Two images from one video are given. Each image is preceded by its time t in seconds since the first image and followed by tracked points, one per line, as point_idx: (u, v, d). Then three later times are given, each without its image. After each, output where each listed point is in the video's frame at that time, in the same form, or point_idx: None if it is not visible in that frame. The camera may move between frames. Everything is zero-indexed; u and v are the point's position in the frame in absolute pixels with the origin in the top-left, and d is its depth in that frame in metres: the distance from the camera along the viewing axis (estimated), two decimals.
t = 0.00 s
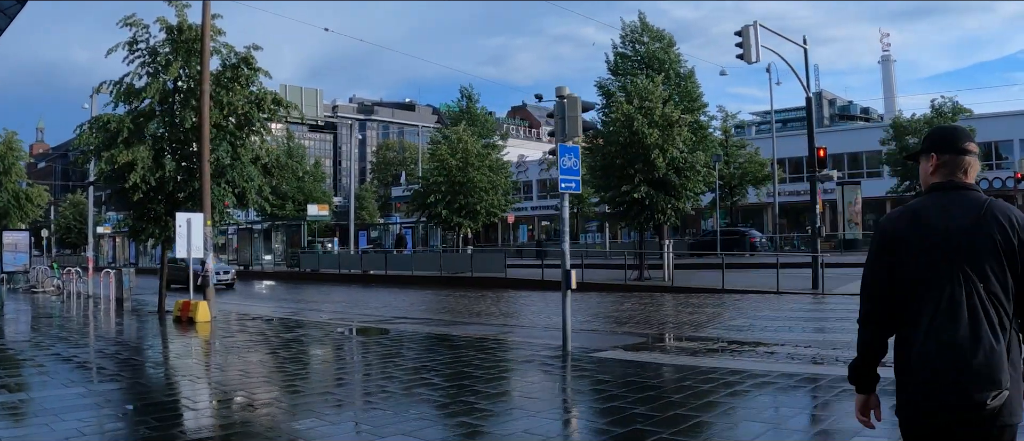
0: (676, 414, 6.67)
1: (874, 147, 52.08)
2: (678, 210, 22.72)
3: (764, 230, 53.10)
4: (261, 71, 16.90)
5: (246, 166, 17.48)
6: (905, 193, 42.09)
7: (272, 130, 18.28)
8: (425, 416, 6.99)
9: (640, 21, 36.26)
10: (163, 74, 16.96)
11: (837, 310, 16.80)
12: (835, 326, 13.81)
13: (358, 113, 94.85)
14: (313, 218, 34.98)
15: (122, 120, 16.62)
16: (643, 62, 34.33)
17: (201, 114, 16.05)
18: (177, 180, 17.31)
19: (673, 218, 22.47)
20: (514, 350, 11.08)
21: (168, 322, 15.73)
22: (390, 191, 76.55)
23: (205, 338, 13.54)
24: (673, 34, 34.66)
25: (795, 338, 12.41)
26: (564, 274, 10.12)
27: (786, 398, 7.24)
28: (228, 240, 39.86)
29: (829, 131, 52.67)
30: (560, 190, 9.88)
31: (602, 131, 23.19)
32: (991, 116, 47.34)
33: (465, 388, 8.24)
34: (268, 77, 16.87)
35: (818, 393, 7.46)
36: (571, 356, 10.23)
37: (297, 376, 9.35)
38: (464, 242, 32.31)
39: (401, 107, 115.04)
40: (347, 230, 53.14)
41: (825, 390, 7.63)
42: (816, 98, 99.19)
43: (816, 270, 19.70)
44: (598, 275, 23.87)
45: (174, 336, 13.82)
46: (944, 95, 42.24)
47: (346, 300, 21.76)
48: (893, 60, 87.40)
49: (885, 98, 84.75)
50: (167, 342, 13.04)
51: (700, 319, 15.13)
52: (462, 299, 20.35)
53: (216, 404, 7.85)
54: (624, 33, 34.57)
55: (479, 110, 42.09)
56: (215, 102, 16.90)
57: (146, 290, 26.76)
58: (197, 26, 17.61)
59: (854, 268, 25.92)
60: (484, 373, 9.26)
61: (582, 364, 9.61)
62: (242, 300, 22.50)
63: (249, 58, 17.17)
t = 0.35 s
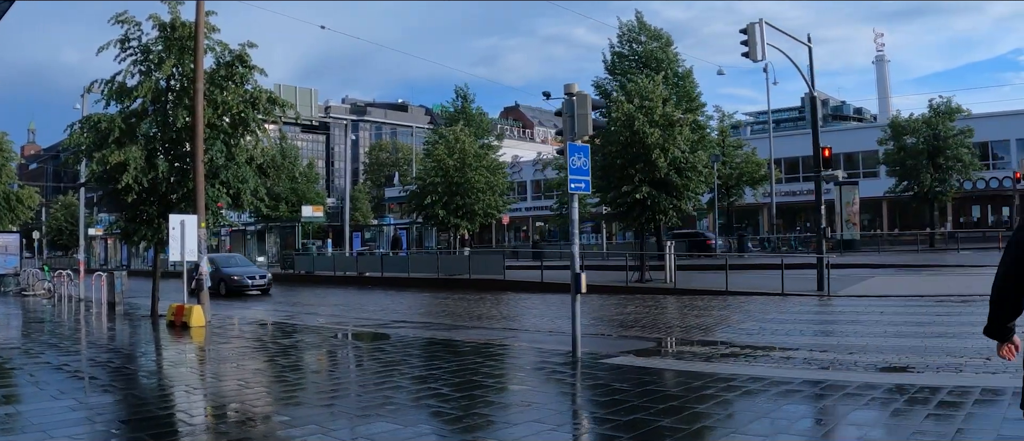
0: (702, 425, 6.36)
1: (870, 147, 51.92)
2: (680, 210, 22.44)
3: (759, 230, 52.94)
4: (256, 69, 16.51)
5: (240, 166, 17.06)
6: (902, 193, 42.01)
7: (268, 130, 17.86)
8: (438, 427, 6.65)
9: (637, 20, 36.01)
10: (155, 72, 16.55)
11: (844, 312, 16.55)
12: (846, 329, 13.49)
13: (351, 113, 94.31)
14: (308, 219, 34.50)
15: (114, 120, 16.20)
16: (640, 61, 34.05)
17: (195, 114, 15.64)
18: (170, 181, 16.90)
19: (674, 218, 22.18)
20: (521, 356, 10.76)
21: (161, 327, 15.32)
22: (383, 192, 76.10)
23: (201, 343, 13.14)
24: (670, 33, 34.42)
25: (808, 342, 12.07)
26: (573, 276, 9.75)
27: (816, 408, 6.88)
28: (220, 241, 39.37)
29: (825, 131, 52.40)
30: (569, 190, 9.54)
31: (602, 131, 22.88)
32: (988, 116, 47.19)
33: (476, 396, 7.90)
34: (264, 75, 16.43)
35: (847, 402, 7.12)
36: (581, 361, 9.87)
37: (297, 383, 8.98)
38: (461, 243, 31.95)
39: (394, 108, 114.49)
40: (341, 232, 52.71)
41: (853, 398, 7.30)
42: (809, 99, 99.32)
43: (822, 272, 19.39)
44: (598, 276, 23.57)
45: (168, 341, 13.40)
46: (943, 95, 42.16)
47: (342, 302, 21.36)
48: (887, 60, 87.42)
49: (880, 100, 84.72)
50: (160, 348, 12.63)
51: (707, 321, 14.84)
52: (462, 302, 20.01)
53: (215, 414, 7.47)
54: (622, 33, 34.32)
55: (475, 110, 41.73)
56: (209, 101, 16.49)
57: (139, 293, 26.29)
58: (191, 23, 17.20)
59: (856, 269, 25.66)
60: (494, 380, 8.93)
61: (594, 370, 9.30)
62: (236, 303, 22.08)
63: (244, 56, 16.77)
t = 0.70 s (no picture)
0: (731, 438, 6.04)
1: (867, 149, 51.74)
2: (682, 212, 22.12)
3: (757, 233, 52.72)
4: (252, 68, 16.12)
5: (236, 167, 16.65)
6: (901, 195, 41.92)
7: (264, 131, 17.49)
8: None
9: (635, 21, 35.77)
10: (149, 71, 16.17)
11: (852, 316, 16.26)
12: (858, 333, 13.21)
13: (345, 115, 93.82)
14: (303, 221, 34.00)
15: (106, 120, 15.80)
16: (639, 62, 33.79)
17: (190, 114, 15.27)
18: (164, 183, 16.48)
19: (676, 220, 21.85)
20: (528, 363, 10.41)
21: (155, 333, 14.90)
22: (377, 194, 75.63)
23: (196, 350, 12.75)
24: (669, 34, 34.18)
25: (822, 347, 11.77)
26: (584, 281, 9.41)
27: (849, 419, 6.57)
28: (214, 244, 38.85)
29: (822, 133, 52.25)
30: (580, 192, 9.21)
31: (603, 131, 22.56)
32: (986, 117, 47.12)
33: (487, 408, 7.55)
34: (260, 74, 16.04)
35: (879, 414, 6.81)
36: (592, 369, 9.52)
37: (300, 393, 8.60)
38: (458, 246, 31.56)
39: (387, 109, 113.99)
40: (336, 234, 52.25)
41: (883, 410, 7.00)
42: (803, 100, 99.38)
43: (826, 274, 19.14)
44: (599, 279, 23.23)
45: (162, 348, 12.98)
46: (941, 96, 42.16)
47: (339, 306, 20.98)
48: (881, 62, 87.55)
49: (875, 102, 84.84)
50: (155, 355, 12.22)
51: (715, 326, 14.52)
52: (461, 306, 19.65)
53: (215, 427, 7.10)
54: (620, 33, 34.11)
55: (471, 111, 41.36)
56: (204, 101, 16.08)
57: (132, 297, 25.79)
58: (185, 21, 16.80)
59: (858, 271, 25.44)
60: (505, 389, 8.59)
61: (606, 379, 8.97)
62: (231, 308, 21.64)
63: (239, 54, 16.38)
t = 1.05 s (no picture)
0: None
1: (864, 150, 51.40)
2: (684, 212, 21.80)
3: (752, 233, 52.66)
4: (247, 62, 15.69)
5: (230, 165, 16.22)
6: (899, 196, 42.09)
7: (258, 128, 17.05)
8: None
9: (633, 19, 35.55)
10: (141, 66, 15.74)
11: (860, 316, 15.99)
12: (868, 334, 12.92)
13: (338, 116, 93.43)
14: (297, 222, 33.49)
15: (96, 115, 15.36)
16: (636, 61, 33.59)
17: (183, 110, 14.85)
18: (156, 181, 16.04)
19: (677, 220, 21.53)
20: (534, 365, 10.06)
21: (146, 334, 14.47)
22: (371, 195, 75.22)
23: (189, 352, 12.32)
24: (666, 33, 33.95)
25: (833, 349, 11.48)
26: (593, 281, 9.05)
27: (880, 426, 6.26)
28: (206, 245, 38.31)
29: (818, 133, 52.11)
30: (590, 187, 8.86)
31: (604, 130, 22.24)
32: (983, 118, 47.09)
33: (497, 412, 7.18)
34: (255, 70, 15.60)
35: (911, 420, 6.51)
36: (601, 372, 9.19)
37: (299, 397, 8.23)
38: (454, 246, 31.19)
39: (380, 110, 113.50)
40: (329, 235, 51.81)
41: (914, 415, 6.69)
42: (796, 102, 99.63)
43: (831, 275, 18.96)
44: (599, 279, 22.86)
45: (154, 349, 12.56)
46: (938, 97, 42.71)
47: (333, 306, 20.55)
48: (876, 63, 87.68)
49: (869, 104, 84.91)
50: (146, 357, 11.80)
51: (722, 327, 14.19)
52: (459, 307, 19.28)
53: (211, 433, 6.71)
54: (617, 32, 33.90)
55: (467, 111, 41.02)
56: (197, 97, 15.65)
57: (124, 298, 25.28)
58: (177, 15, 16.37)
59: (858, 271, 25.20)
60: (513, 393, 8.23)
61: (618, 381, 8.62)
62: (224, 309, 21.22)
63: (234, 49, 15.96)
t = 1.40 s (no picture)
0: None
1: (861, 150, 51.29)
2: (686, 213, 21.47)
3: (749, 234, 52.40)
4: (241, 60, 15.24)
5: (224, 165, 15.77)
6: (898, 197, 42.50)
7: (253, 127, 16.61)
8: None
9: (631, 18, 35.27)
10: (133, 63, 15.29)
11: (868, 319, 15.70)
12: (880, 338, 12.61)
13: (331, 115, 92.83)
14: (291, 222, 32.98)
15: (86, 114, 14.91)
16: (634, 60, 33.29)
17: (175, 109, 14.40)
18: (148, 181, 15.59)
19: (680, 222, 21.19)
20: (542, 373, 9.71)
21: (138, 339, 14.03)
22: (364, 195, 74.70)
23: (182, 358, 11.90)
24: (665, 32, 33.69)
25: (848, 356, 11.17)
26: (606, 285, 8.73)
27: (922, 440, 5.96)
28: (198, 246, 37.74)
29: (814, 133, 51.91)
30: (602, 188, 8.57)
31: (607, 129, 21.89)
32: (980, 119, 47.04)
33: (512, 426, 6.83)
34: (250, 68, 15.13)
35: (948, 435, 6.22)
36: (615, 381, 8.86)
37: (302, 409, 7.84)
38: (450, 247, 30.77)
39: (372, 110, 112.89)
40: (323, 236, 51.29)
41: (951, 429, 6.39)
42: (790, 103, 99.69)
43: (838, 277, 18.94)
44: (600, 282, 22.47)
45: (145, 356, 12.13)
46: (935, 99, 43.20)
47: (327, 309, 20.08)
48: (871, 64, 87.68)
49: (864, 105, 84.89)
50: (137, 364, 11.38)
51: (730, 332, 13.85)
52: (459, 310, 18.89)
53: None
54: (616, 31, 33.63)
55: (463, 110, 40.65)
56: (190, 95, 15.21)
57: (115, 300, 24.80)
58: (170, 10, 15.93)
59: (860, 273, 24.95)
60: (525, 404, 7.89)
61: (633, 391, 8.28)
62: (217, 312, 20.77)
63: (228, 45, 15.51)
